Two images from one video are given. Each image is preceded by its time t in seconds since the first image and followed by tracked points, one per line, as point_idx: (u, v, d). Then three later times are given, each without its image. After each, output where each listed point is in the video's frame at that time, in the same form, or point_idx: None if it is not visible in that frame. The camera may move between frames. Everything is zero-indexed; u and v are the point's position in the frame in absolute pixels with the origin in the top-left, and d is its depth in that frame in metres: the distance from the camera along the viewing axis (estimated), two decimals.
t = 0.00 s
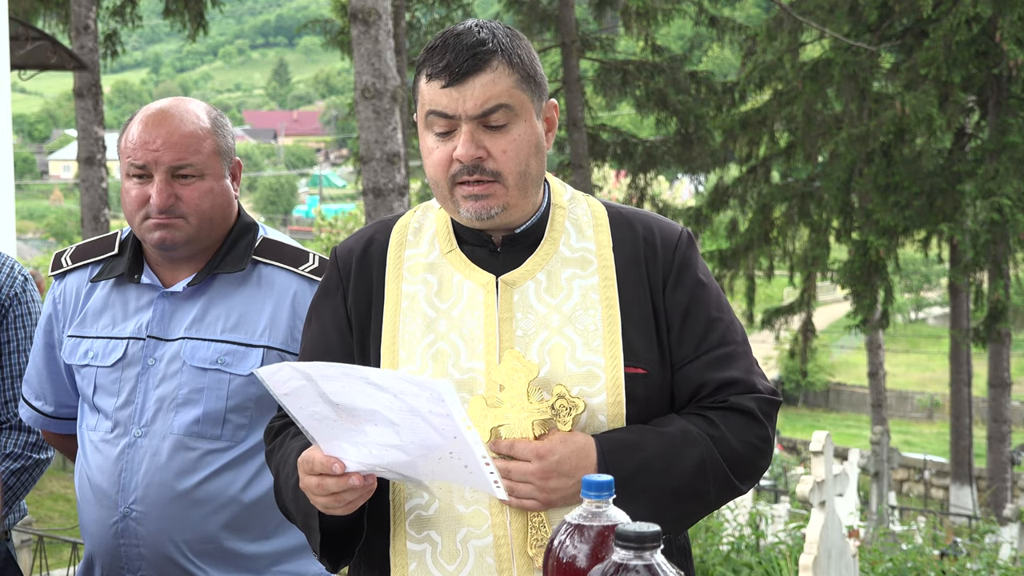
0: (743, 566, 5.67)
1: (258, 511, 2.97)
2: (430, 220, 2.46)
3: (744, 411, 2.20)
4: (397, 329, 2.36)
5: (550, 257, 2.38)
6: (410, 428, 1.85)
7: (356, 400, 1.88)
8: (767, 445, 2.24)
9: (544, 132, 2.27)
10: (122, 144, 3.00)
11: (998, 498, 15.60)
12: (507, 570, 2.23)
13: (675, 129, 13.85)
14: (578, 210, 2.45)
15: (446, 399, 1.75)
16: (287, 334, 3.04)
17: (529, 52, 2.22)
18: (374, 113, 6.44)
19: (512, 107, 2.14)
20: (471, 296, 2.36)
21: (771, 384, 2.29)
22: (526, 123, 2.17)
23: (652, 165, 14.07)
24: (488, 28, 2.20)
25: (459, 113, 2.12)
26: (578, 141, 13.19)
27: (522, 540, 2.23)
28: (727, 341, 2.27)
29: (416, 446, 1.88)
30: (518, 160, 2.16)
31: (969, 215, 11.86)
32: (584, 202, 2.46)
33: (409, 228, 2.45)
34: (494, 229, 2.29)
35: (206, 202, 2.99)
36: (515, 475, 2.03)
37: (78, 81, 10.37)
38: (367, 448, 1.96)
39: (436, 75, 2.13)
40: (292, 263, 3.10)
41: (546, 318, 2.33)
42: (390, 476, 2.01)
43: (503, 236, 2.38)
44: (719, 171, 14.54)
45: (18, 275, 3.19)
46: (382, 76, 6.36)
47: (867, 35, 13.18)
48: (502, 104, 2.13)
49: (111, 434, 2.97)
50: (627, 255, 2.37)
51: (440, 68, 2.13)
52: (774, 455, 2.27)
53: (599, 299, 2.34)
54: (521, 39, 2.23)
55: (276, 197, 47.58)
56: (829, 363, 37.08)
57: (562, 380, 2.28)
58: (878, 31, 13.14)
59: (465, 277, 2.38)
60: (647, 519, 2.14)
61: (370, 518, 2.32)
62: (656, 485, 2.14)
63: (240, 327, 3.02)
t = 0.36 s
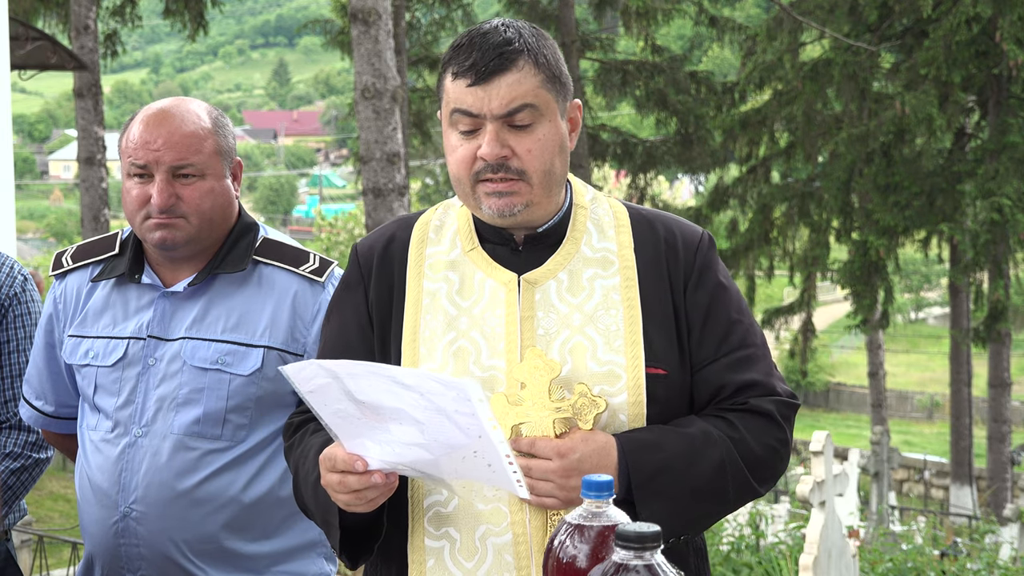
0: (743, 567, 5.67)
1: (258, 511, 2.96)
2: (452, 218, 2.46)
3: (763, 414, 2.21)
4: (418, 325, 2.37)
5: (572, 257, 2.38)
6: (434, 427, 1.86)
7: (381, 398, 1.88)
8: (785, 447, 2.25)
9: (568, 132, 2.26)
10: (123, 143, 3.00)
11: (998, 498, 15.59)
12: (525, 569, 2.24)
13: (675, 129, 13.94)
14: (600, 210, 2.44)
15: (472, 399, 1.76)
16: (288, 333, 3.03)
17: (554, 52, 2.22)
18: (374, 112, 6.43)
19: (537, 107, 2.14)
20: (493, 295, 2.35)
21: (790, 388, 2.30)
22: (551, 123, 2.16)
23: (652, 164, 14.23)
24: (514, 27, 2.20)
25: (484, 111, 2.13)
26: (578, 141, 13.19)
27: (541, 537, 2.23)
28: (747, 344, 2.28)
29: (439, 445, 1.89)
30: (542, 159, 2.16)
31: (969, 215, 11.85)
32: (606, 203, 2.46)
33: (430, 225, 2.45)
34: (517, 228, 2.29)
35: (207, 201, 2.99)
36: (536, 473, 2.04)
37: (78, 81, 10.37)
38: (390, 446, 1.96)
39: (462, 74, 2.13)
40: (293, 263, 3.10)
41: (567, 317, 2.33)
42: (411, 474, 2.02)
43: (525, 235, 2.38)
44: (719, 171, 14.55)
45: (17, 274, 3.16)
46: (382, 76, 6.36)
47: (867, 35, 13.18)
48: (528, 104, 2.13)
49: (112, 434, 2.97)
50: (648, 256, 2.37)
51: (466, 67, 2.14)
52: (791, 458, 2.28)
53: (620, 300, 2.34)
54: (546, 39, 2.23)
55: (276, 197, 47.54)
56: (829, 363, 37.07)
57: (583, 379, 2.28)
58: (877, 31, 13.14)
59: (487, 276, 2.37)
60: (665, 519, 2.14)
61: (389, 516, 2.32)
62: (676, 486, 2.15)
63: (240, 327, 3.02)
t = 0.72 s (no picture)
0: (743, 566, 5.67)
1: (258, 512, 2.96)
2: (474, 216, 2.46)
3: (782, 418, 2.21)
4: (439, 322, 2.36)
5: (594, 257, 2.38)
6: (453, 425, 1.86)
7: (403, 396, 1.88)
8: (803, 452, 2.26)
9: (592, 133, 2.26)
10: (124, 143, 3.00)
11: (998, 498, 15.60)
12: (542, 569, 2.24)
13: (675, 129, 13.72)
14: (623, 212, 2.44)
15: (492, 397, 1.78)
16: (288, 333, 3.02)
17: (581, 52, 2.22)
18: (374, 113, 6.43)
19: (563, 106, 2.14)
20: (515, 294, 2.35)
21: (809, 392, 2.30)
22: (575, 122, 2.16)
23: (651, 165, 13.87)
24: (542, 27, 2.20)
25: (510, 109, 2.13)
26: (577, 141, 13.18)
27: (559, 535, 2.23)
28: (767, 347, 2.28)
29: (459, 444, 1.89)
30: (565, 160, 2.16)
31: (969, 215, 11.85)
32: (628, 204, 2.46)
33: (453, 223, 2.45)
34: (539, 228, 2.29)
35: (208, 201, 2.99)
36: (555, 473, 2.04)
37: (78, 81, 10.37)
38: (411, 443, 1.96)
39: (488, 71, 2.13)
40: (293, 263, 3.10)
41: (588, 318, 2.33)
42: (430, 472, 2.02)
43: (548, 235, 2.38)
44: (719, 171, 14.55)
45: (17, 274, 3.15)
46: (382, 76, 6.36)
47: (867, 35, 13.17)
48: (553, 103, 2.13)
49: (112, 434, 2.97)
50: (670, 257, 2.37)
51: (492, 65, 2.14)
52: (808, 463, 2.29)
53: (641, 301, 2.34)
54: (573, 39, 2.23)
55: (276, 197, 47.51)
56: (829, 363, 37.07)
57: (604, 380, 2.28)
58: (877, 31, 13.13)
59: (509, 275, 2.37)
60: (681, 521, 2.14)
61: (407, 514, 2.32)
62: (694, 487, 2.15)
63: (241, 327, 3.02)
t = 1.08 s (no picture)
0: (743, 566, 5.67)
1: (258, 511, 2.96)
2: (493, 214, 2.46)
3: (798, 418, 2.21)
4: (456, 321, 2.38)
5: (611, 256, 2.38)
6: (474, 416, 1.87)
7: (422, 387, 1.89)
8: (819, 452, 2.25)
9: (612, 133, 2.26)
10: (126, 143, 3.00)
11: (998, 498, 15.60)
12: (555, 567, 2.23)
13: (675, 129, 13.59)
14: (640, 211, 2.44)
15: (514, 389, 1.78)
16: (289, 333, 3.02)
17: (600, 52, 2.22)
18: (374, 112, 6.42)
19: (582, 106, 2.14)
20: (532, 293, 2.36)
21: (826, 392, 2.30)
22: (595, 122, 2.16)
23: (651, 165, 13.63)
24: (562, 26, 2.20)
25: (530, 108, 2.13)
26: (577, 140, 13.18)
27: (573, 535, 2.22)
28: (784, 347, 2.28)
29: (479, 437, 1.89)
30: (585, 159, 2.16)
31: (969, 215, 11.85)
32: (646, 203, 2.46)
33: (471, 222, 2.46)
34: (559, 226, 2.29)
35: (210, 200, 2.99)
36: (570, 474, 2.03)
37: (78, 81, 10.37)
38: (430, 436, 1.97)
39: (508, 70, 2.13)
40: (294, 262, 3.10)
41: (605, 317, 2.33)
42: (448, 465, 2.02)
43: (566, 234, 2.38)
44: (719, 171, 14.56)
45: (17, 274, 3.15)
46: (382, 76, 6.36)
47: (867, 35, 13.17)
48: (573, 102, 2.13)
49: (113, 433, 2.97)
50: (686, 257, 2.37)
51: (512, 64, 2.14)
52: (825, 464, 2.28)
53: (658, 301, 2.33)
54: (593, 39, 2.23)
55: (276, 196, 47.49)
56: (829, 363, 37.06)
57: (619, 380, 2.28)
58: (877, 31, 13.14)
59: (527, 273, 2.37)
60: (694, 521, 2.14)
61: (422, 511, 2.33)
62: (708, 487, 2.15)
63: (242, 326, 3.02)
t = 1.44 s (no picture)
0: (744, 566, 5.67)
1: (259, 510, 2.96)
2: (501, 215, 2.46)
3: (806, 418, 2.21)
4: (464, 321, 2.37)
5: (618, 257, 2.37)
6: (482, 414, 1.87)
7: (431, 385, 1.90)
8: (827, 452, 2.25)
9: (618, 133, 2.26)
10: (128, 143, 2.99)
11: (998, 499, 15.59)
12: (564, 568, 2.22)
13: (675, 129, 13.63)
14: (648, 210, 2.43)
15: (521, 386, 1.79)
16: (291, 332, 3.02)
17: (608, 53, 2.22)
18: (374, 112, 6.42)
19: (590, 108, 2.14)
20: (539, 293, 2.35)
21: (834, 392, 2.30)
22: (603, 123, 2.16)
23: (651, 165, 13.67)
24: (569, 28, 2.20)
25: (537, 111, 2.13)
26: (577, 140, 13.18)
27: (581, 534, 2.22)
28: (791, 346, 2.27)
29: (488, 435, 1.89)
30: (592, 161, 2.16)
31: (969, 215, 11.85)
32: (654, 202, 2.45)
33: (479, 222, 2.45)
34: (564, 227, 2.29)
35: (212, 200, 2.99)
36: (578, 474, 2.04)
37: (78, 81, 10.37)
38: (438, 434, 1.97)
39: (515, 73, 2.13)
40: (296, 262, 3.09)
41: (612, 318, 2.32)
42: (458, 463, 2.02)
43: (574, 234, 2.38)
44: (719, 171, 14.57)
45: (17, 274, 3.16)
46: (382, 76, 6.35)
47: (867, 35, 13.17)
48: (580, 105, 2.13)
49: (115, 431, 2.97)
50: (694, 256, 2.36)
51: (519, 67, 2.14)
52: (833, 463, 2.28)
53: (665, 301, 2.33)
54: (600, 40, 2.23)
55: (276, 196, 47.46)
56: (829, 364, 37.06)
57: (626, 380, 2.28)
58: (877, 31, 13.14)
59: (534, 274, 2.37)
60: (701, 521, 2.14)
61: (433, 512, 2.33)
62: (715, 488, 2.15)
63: (244, 325, 3.02)
